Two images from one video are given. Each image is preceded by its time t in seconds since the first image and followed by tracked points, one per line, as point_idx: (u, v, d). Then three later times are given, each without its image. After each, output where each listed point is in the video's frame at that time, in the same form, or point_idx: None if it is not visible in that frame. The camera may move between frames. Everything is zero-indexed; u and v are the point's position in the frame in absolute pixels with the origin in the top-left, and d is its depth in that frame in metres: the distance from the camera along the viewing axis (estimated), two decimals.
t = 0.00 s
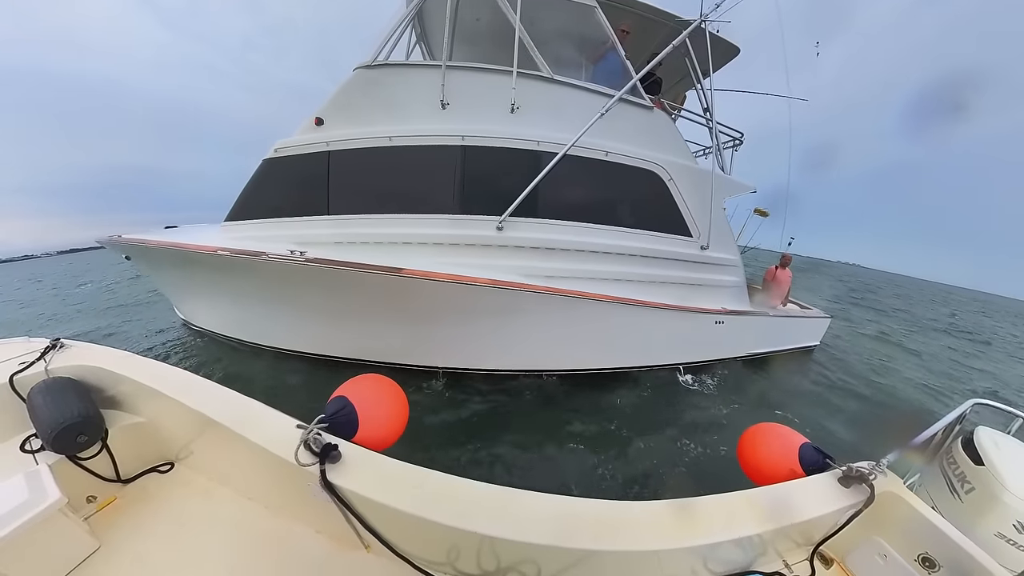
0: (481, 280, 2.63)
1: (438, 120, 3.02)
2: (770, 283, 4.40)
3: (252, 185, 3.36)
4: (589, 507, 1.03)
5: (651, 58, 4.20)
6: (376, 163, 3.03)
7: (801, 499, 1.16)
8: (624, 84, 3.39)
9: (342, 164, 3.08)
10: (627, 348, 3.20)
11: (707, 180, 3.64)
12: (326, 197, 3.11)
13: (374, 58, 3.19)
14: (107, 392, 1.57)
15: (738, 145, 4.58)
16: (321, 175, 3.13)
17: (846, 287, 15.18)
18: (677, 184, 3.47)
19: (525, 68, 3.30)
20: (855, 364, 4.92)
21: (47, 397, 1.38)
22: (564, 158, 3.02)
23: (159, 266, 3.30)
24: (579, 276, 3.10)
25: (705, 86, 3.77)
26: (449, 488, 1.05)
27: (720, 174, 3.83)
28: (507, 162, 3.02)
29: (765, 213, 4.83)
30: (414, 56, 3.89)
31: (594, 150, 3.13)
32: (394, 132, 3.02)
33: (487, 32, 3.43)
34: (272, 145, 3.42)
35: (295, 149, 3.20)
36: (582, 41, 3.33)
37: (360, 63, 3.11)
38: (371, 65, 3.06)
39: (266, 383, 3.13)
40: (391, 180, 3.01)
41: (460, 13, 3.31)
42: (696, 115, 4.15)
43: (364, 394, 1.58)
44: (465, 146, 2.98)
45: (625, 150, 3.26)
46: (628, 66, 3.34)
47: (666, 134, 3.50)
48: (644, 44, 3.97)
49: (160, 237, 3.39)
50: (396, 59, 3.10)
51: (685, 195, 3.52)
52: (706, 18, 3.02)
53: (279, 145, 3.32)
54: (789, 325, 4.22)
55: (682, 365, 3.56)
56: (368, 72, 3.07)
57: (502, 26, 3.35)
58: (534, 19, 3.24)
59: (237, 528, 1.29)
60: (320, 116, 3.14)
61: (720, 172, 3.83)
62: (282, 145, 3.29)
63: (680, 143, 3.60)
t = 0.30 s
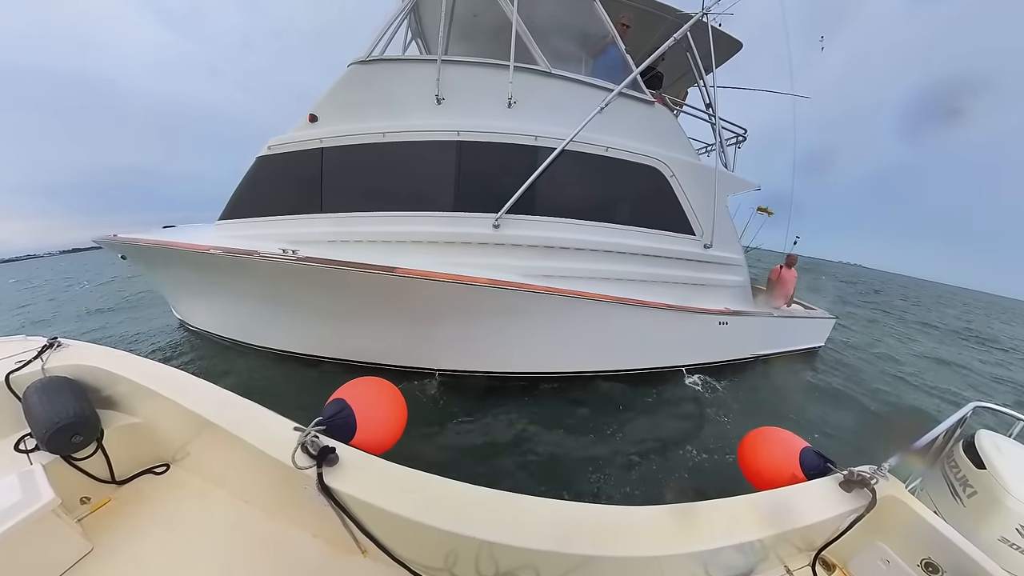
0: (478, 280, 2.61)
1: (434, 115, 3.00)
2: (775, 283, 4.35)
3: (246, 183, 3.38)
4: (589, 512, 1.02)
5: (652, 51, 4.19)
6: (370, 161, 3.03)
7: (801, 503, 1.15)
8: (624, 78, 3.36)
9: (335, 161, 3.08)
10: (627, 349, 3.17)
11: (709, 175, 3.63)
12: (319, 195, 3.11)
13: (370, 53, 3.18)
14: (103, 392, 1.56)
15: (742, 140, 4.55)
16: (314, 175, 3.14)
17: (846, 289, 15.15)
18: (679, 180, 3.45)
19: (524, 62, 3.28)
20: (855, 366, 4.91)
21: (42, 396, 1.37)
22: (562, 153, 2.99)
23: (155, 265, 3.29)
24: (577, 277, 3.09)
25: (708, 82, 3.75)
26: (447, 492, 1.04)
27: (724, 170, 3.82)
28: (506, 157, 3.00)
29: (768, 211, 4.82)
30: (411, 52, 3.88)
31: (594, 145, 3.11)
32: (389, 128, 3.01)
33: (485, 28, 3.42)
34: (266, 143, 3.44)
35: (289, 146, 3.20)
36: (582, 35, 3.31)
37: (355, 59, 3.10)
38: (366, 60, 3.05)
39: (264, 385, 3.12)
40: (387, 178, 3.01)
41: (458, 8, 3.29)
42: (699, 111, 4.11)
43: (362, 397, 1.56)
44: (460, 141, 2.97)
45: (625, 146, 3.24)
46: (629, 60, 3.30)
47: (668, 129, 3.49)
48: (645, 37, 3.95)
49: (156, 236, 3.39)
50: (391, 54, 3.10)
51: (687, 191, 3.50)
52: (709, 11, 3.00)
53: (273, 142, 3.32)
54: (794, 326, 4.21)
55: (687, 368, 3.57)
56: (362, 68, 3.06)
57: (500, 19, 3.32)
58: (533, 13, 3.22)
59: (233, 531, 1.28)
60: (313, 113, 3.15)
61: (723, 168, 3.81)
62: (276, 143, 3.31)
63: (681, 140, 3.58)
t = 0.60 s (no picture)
0: (473, 280, 2.59)
1: (430, 111, 2.99)
2: (778, 283, 4.24)
3: (237, 183, 3.40)
4: (587, 515, 1.01)
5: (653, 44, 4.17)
6: (363, 159, 3.02)
7: (802, 507, 1.14)
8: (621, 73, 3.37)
9: (327, 159, 3.08)
10: (625, 351, 3.14)
11: (711, 172, 3.61)
12: (312, 195, 3.11)
13: (364, 49, 3.17)
14: (99, 391, 1.55)
15: (745, 137, 4.45)
16: (307, 174, 3.13)
17: (845, 289, 15.14)
18: (681, 177, 3.44)
19: (520, 57, 3.26)
20: (855, 367, 4.89)
21: (39, 395, 1.36)
22: (559, 150, 2.96)
23: (150, 265, 3.28)
24: (576, 277, 3.07)
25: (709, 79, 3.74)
26: (445, 495, 1.03)
27: (728, 168, 3.81)
28: (503, 152, 2.97)
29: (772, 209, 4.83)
30: (407, 48, 3.86)
31: (593, 141, 3.09)
32: (382, 125, 3.00)
33: (482, 24, 3.39)
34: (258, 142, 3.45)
35: (281, 146, 3.20)
36: (580, 30, 3.28)
37: (347, 56, 3.09)
38: (358, 57, 3.04)
39: (261, 387, 3.12)
40: (381, 176, 3.00)
41: (454, 3, 3.27)
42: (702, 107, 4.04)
43: (360, 398, 1.55)
44: (455, 137, 2.94)
45: (624, 142, 3.22)
46: (628, 54, 3.29)
47: (671, 124, 3.49)
48: (644, 31, 3.94)
49: (151, 237, 3.38)
50: (385, 50, 3.09)
51: (688, 188, 3.49)
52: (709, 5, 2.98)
53: (267, 141, 3.33)
54: (797, 327, 4.17)
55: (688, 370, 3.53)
56: (355, 64, 3.05)
57: (496, 14, 3.30)
58: (529, 8, 3.19)
59: (229, 532, 1.27)
60: (307, 111, 3.13)
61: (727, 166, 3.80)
62: (268, 142, 3.33)
63: (683, 137, 3.57)
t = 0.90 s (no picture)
0: (467, 283, 2.57)
1: (426, 110, 2.99)
2: (780, 283, 4.24)
3: (232, 184, 3.43)
4: (588, 514, 1.02)
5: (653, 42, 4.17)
6: (359, 158, 3.03)
7: (801, 506, 1.15)
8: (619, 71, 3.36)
9: (321, 158, 3.10)
10: (624, 354, 3.10)
11: (712, 172, 3.62)
12: (307, 196, 3.13)
13: (359, 48, 3.18)
14: (100, 391, 1.55)
15: (745, 136, 4.48)
16: (304, 175, 3.15)
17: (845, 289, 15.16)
18: (682, 177, 3.44)
19: (518, 55, 3.26)
20: (854, 367, 4.88)
21: (40, 395, 1.37)
22: (556, 149, 2.96)
23: (148, 265, 3.28)
24: (573, 279, 3.06)
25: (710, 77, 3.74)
26: (445, 494, 1.03)
27: (730, 168, 3.81)
28: (500, 151, 2.97)
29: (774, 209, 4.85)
30: (405, 47, 3.86)
31: (592, 140, 3.09)
32: (376, 125, 3.01)
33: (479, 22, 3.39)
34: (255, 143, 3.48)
35: (277, 146, 3.23)
36: (579, 29, 3.28)
37: (342, 55, 3.12)
38: (353, 56, 3.09)
39: (260, 388, 3.12)
40: (378, 176, 3.00)
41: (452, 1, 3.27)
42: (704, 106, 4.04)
43: (360, 398, 1.56)
44: (450, 137, 2.94)
45: (624, 141, 3.22)
46: (627, 52, 3.29)
47: (672, 123, 3.51)
48: (643, 29, 3.95)
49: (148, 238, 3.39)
50: (380, 49, 3.11)
51: (689, 187, 3.49)
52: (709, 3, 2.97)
53: (263, 142, 3.35)
54: (799, 329, 4.16)
55: (688, 373, 3.48)
56: (349, 65, 3.10)
57: (495, 13, 3.30)
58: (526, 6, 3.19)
59: (230, 532, 1.27)
60: (301, 111, 3.18)
61: (728, 165, 3.81)
62: (264, 143, 3.35)
63: (683, 137, 3.57)
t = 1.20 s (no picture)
0: (463, 285, 2.53)
1: (425, 110, 3.01)
2: (781, 284, 4.18)
3: (230, 185, 3.47)
4: (588, 510, 1.03)
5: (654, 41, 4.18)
6: (357, 159, 3.04)
7: (801, 501, 1.16)
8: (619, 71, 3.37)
9: (318, 159, 3.12)
10: (625, 359, 3.05)
11: (714, 173, 3.64)
12: (304, 198, 3.15)
13: (357, 47, 3.19)
14: (103, 392, 1.56)
15: (747, 137, 4.49)
16: (302, 176, 3.17)
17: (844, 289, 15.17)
18: (683, 178, 3.46)
19: (516, 54, 3.27)
20: (854, 367, 4.89)
21: (44, 396, 1.38)
22: (556, 149, 2.96)
23: (148, 266, 3.30)
24: (572, 281, 3.05)
25: (711, 77, 3.74)
26: (448, 490, 1.04)
27: (731, 169, 3.83)
28: (498, 151, 2.98)
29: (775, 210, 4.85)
30: (405, 46, 3.87)
31: (592, 141, 3.11)
32: (373, 125, 3.03)
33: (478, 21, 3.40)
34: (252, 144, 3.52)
35: (272, 148, 3.30)
36: (579, 28, 3.28)
37: (340, 55, 3.13)
38: (351, 56, 3.10)
39: (260, 389, 3.13)
40: (377, 176, 3.02)
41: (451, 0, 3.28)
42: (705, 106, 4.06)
43: (363, 396, 1.57)
44: (448, 138, 2.95)
45: (624, 142, 3.23)
46: (627, 51, 3.31)
47: (673, 123, 3.52)
48: (644, 28, 3.96)
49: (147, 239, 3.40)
50: (378, 50, 3.13)
51: (691, 188, 3.51)
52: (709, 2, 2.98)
53: (261, 143, 3.38)
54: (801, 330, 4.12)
55: (688, 376, 3.45)
56: (347, 64, 3.12)
57: (494, 12, 3.30)
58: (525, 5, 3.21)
59: (235, 529, 1.28)
60: (298, 112, 3.21)
61: (729, 166, 3.83)
62: (262, 144, 3.38)
63: (684, 137, 3.57)
